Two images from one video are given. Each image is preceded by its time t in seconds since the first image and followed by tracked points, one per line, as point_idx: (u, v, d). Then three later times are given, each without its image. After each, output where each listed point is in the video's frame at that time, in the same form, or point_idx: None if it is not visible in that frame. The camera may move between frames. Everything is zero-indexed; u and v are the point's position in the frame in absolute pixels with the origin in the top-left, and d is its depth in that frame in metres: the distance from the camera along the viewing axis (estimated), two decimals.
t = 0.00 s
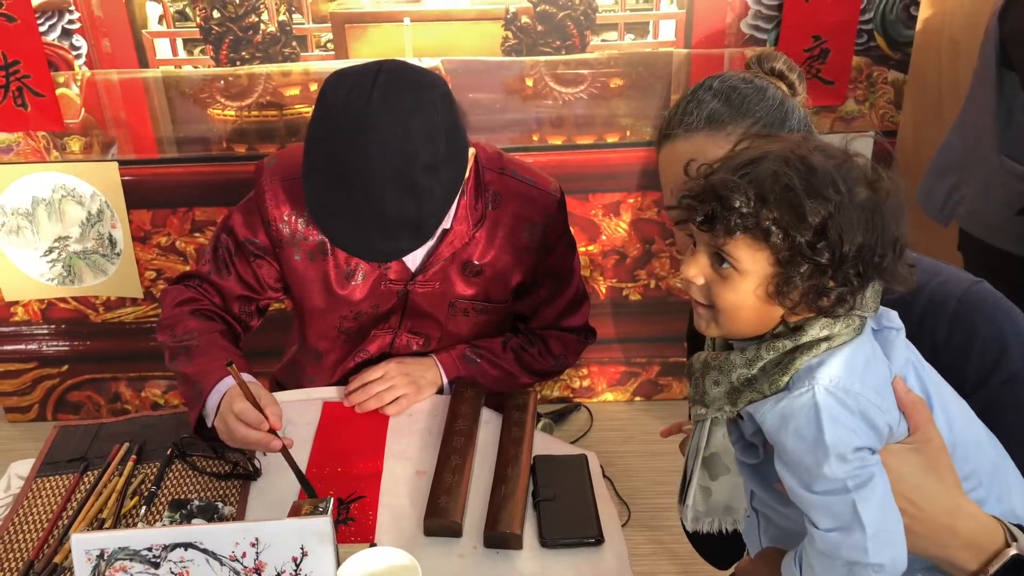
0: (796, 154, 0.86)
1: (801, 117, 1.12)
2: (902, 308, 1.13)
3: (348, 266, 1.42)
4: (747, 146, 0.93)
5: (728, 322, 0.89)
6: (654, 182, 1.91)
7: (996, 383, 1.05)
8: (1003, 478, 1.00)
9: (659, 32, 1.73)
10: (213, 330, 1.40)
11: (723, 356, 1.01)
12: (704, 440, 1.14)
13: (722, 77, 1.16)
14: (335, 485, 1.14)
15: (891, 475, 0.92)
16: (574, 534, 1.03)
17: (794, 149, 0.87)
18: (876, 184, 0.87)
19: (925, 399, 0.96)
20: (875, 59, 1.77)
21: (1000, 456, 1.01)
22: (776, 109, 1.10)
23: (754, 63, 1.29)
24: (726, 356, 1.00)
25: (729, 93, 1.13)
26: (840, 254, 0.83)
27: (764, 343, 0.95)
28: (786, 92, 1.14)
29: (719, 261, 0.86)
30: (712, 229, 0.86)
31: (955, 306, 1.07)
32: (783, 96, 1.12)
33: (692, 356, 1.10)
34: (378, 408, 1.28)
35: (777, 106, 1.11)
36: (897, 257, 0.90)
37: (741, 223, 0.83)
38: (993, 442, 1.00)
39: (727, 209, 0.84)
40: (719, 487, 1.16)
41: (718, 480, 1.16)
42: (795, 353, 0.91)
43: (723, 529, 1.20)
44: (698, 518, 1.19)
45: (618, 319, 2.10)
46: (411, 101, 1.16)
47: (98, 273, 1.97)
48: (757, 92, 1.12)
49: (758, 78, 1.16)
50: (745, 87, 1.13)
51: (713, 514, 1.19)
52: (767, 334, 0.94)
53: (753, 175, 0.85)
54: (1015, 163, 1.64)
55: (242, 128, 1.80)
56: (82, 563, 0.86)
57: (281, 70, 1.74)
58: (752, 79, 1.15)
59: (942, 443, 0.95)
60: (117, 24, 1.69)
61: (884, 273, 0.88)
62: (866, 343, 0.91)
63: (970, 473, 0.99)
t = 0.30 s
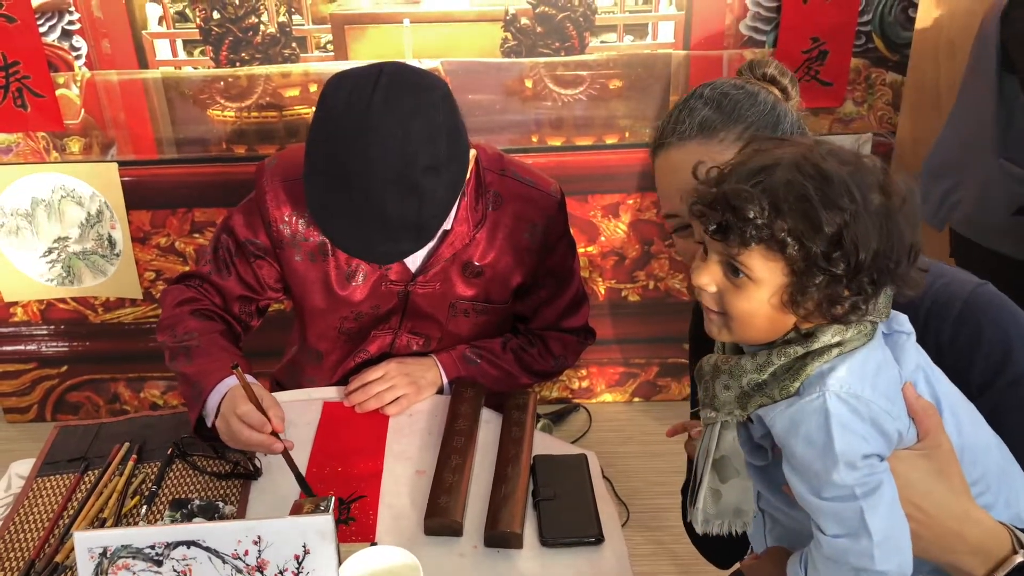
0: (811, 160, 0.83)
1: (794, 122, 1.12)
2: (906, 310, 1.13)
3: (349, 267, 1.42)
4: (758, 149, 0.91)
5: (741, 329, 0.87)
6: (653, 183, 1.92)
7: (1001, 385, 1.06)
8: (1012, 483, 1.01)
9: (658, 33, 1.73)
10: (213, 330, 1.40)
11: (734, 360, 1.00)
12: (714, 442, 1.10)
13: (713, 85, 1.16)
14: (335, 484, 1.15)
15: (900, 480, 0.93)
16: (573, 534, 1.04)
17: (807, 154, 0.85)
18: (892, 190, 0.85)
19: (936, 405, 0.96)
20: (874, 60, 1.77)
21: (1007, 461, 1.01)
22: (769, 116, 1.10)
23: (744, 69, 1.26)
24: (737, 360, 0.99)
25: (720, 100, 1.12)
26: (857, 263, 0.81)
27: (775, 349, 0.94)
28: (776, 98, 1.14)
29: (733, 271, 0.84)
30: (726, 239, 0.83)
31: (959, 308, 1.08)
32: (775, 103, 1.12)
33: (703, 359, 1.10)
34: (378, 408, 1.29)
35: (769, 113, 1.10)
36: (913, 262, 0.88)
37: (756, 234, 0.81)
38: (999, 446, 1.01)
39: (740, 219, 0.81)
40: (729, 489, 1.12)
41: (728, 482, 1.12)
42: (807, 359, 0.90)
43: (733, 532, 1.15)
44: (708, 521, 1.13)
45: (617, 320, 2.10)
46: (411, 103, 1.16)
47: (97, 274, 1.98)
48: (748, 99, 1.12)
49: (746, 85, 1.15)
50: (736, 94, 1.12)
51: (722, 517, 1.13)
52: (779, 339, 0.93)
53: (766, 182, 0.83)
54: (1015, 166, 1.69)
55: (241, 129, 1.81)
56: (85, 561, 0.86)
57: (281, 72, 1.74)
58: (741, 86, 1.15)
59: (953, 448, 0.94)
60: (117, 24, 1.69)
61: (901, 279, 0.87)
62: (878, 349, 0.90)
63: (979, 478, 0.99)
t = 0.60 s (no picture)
0: (822, 168, 0.83)
1: (785, 127, 1.12)
2: (911, 311, 1.13)
3: (352, 266, 1.42)
4: (766, 155, 0.91)
5: (753, 337, 0.87)
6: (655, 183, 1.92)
7: (1006, 384, 1.07)
8: None
9: (660, 34, 1.74)
10: (217, 328, 1.41)
11: (745, 366, 0.99)
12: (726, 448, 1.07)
13: (702, 94, 1.16)
14: (339, 482, 1.15)
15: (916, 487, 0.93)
16: (577, 532, 1.04)
17: (818, 161, 0.85)
18: (906, 195, 0.85)
19: (950, 408, 0.95)
20: (876, 61, 1.78)
21: (1018, 464, 1.02)
22: (760, 123, 1.11)
23: (733, 77, 1.26)
24: (749, 366, 0.98)
25: (711, 108, 1.13)
26: (871, 271, 0.81)
27: (788, 356, 0.93)
28: (768, 104, 1.14)
29: (746, 280, 0.84)
30: (739, 249, 0.82)
31: (964, 308, 1.08)
32: (766, 109, 1.12)
33: (714, 364, 1.07)
34: (382, 406, 1.29)
35: (761, 120, 1.11)
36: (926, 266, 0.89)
37: (771, 244, 0.80)
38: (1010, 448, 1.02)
39: (754, 229, 0.81)
40: (742, 495, 1.09)
41: (741, 488, 1.09)
42: (820, 365, 0.90)
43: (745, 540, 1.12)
44: (721, 527, 1.11)
45: (620, 321, 2.11)
46: (416, 103, 1.17)
47: (100, 273, 1.98)
48: (739, 106, 1.12)
49: (736, 92, 1.15)
50: (727, 101, 1.13)
51: (735, 523, 1.10)
52: (792, 344, 0.92)
53: (779, 191, 0.82)
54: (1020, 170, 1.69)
55: (243, 129, 1.81)
56: (92, 558, 0.86)
57: (284, 71, 1.74)
58: (730, 93, 1.15)
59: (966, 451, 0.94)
60: (119, 24, 1.70)
61: (915, 285, 0.87)
62: (890, 354, 0.90)
63: (991, 481, 0.99)
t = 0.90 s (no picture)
0: (822, 163, 0.83)
1: (784, 126, 1.13)
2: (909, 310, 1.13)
3: (352, 264, 1.43)
4: (765, 152, 0.91)
5: (755, 335, 0.87)
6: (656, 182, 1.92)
7: (1004, 382, 1.07)
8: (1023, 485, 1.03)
9: (661, 33, 1.74)
10: (218, 326, 1.41)
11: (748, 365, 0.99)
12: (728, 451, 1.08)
13: (701, 92, 1.16)
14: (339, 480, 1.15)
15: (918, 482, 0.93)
16: (577, 531, 1.04)
17: (818, 157, 0.85)
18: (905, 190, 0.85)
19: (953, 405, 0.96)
20: (876, 60, 1.78)
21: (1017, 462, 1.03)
22: (760, 121, 1.11)
23: (729, 76, 1.26)
24: (751, 364, 0.98)
25: (710, 107, 1.13)
26: (873, 265, 0.81)
27: (791, 353, 0.93)
28: (767, 103, 1.15)
29: (748, 277, 0.84)
30: (741, 246, 0.82)
31: (962, 307, 1.09)
32: (765, 108, 1.13)
33: (715, 365, 1.07)
34: (382, 405, 1.29)
35: (761, 118, 1.11)
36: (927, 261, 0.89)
37: (772, 240, 0.80)
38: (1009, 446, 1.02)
39: (755, 225, 0.81)
40: (745, 495, 1.11)
41: (744, 488, 1.10)
42: (824, 363, 0.90)
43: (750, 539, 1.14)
44: (725, 527, 1.12)
45: (620, 320, 2.11)
46: (416, 103, 1.17)
47: (101, 272, 1.98)
48: (738, 105, 1.12)
49: (735, 91, 1.15)
50: (726, 100, 1.13)
51: (739, 523, 1.12)
52: (795, 342, 0.92)
53: (779, 187, 0.83)
54: None
55: (244, 128, 1.81)
56: (93, 554, 0.87)
57: (285, 71, 1.75)
58: (729, 92, 1.15)
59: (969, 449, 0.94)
60: (120, 23, 1.70)
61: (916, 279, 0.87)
62: (893, 350, 0.90)
63: (993, 478, 0.99)
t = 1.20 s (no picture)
0: (827, 152, 0.84)
1: (788, 121, 1.13)
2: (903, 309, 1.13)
3: (351, 266, 1.43)
4: (770, 143, 0.91)
5: (761, 325, 0.86)
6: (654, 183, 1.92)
7: (999, 379, 1.08)
8: (1018, 482, 1.03)
9: (659, 35, 1.74)
10: (217, 327, 1.42)
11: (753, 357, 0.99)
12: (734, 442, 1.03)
13: (707, 86, 1.17)
14: (338, 481, 1.15)
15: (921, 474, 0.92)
16: (574, 530, 1.04)
17: (823, 147, 0.85)
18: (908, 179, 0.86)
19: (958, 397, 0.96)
20: (873, 61, 1.78)
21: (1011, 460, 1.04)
22: (765, 114, 1.11)
23: (732, 72, 1.27)
24: (756, 356, 0.99)
25: (716, 101, 1.13)
26: (880, 252, 0.82)
27: (798, 344, 0.94)
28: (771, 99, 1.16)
29: (754, 267, 0.84)
30: (748, 234, 0.82)
31: (956, 306, 1.09)
32: (770, 103, 1.13)
33: (716, 360, 1.08)
34: (381, 406, 1.29)
35: (767, 112, 1.11)
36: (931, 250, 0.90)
37: (780, 226, 0.80)
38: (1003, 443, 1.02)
39: (763, 212, 0.81)
40: (750, 490, 1.04)
41: (748, 483, 1.04)
42: (832, 353, 0.90)
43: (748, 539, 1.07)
44: (730, 524, 1.05)
45: (618, 320, 2.11)
46: (414, 104, 1.17)
47: (101, 274, 1.99)
48: (743, 98, 1.13)
49: (740, 86, 1.16)
50: (732, 94, 1.14)
51: (743, 520, 1.05)
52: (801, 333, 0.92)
53: (785, 174, 0.83)
54: None
55: (243, 130, 1.82)
56: (91, 554, 0.87)
57: (284, 73, 1.75)
58: (735, 87, 1.16)
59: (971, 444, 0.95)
60: (119, 26, 1.70)
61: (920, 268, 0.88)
62: (898, 342, 0.91)
63: (992, 472, 1.00)
